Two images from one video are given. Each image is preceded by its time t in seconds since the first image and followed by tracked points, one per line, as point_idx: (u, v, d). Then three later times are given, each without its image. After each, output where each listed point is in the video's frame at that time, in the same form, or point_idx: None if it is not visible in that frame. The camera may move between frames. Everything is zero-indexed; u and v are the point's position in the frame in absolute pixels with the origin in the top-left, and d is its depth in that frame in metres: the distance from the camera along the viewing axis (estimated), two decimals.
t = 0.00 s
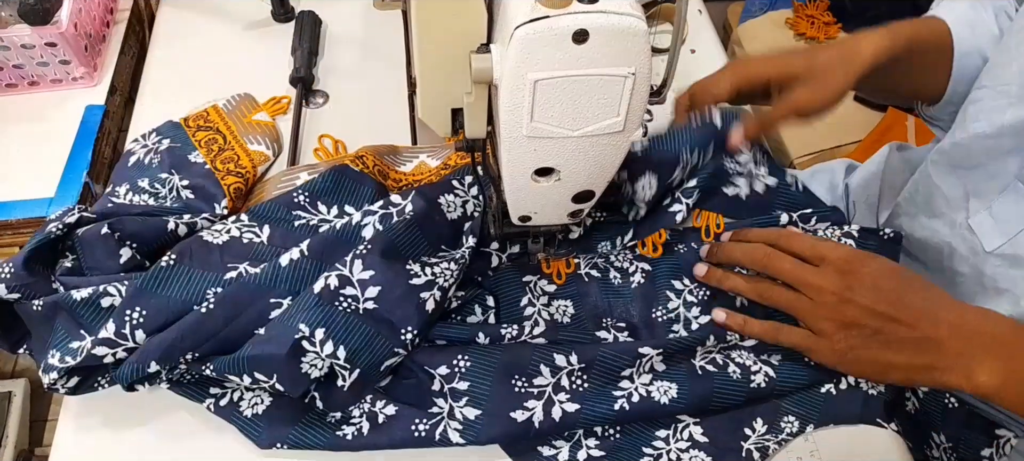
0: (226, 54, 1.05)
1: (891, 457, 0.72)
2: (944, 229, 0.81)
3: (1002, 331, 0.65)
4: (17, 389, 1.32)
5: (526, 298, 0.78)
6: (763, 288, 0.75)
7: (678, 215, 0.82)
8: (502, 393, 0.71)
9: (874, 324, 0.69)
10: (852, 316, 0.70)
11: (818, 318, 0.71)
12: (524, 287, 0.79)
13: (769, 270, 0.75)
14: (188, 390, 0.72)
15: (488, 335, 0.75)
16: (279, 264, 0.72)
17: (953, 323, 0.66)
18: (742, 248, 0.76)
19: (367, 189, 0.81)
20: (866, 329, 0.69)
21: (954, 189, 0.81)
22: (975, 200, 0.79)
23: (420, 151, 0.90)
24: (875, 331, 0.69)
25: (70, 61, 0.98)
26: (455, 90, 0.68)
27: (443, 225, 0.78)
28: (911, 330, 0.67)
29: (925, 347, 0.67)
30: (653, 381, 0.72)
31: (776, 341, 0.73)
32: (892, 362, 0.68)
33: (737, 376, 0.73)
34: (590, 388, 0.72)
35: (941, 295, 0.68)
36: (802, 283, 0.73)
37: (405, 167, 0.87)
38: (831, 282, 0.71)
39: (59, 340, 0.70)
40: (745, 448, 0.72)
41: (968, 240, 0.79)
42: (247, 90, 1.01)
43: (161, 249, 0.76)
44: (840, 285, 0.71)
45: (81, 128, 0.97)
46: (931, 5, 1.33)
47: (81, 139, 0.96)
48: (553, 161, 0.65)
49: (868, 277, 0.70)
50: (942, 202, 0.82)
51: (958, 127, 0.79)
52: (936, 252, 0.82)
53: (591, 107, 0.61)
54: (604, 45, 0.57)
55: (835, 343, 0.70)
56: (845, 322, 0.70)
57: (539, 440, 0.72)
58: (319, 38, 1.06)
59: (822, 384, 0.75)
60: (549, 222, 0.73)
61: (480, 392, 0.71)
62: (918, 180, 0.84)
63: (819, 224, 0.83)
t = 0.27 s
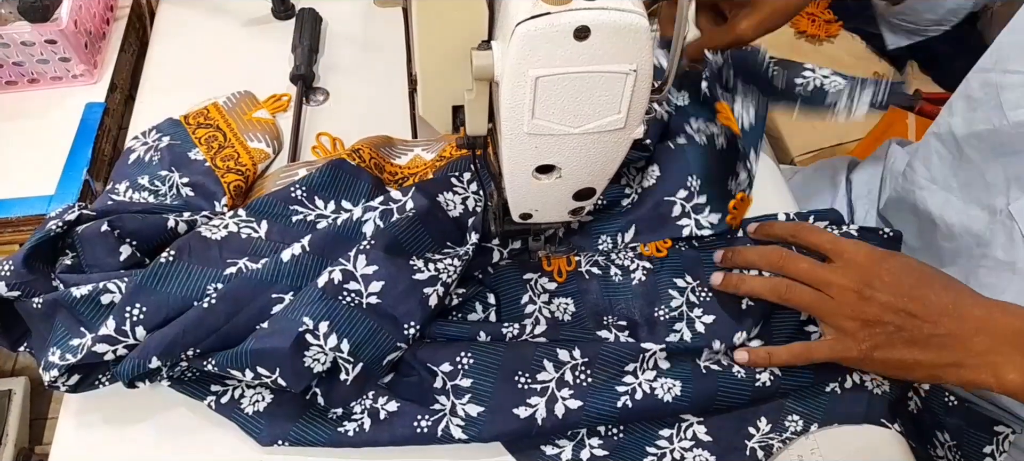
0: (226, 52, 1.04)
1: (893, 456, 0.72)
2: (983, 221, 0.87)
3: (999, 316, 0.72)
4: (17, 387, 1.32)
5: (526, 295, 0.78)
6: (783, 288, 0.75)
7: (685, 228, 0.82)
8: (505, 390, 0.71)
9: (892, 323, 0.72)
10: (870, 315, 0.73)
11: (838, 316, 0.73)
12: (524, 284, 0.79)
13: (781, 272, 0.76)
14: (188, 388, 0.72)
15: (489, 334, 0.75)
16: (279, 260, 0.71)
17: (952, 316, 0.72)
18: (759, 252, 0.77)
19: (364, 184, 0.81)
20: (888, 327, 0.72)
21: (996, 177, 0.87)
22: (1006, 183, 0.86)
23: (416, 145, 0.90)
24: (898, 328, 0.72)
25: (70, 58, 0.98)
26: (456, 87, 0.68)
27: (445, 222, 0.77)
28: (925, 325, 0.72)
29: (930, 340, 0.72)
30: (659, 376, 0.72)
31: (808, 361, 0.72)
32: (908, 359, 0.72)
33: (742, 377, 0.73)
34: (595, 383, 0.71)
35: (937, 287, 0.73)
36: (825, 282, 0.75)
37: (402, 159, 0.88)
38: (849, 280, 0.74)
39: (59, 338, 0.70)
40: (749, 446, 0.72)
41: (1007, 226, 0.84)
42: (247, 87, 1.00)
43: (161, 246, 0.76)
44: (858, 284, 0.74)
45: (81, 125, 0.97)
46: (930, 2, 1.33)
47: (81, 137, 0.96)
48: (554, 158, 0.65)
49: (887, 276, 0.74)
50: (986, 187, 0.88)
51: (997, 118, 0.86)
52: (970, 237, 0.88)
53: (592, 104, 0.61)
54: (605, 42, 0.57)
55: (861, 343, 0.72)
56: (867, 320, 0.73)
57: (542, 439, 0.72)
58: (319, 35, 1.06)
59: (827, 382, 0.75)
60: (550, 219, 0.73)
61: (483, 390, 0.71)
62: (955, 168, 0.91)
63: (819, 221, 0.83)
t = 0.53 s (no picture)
0: (226, 52, 1.05)
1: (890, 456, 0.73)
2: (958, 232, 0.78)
3: (943, 328, 0.61)
4: (18, 388, 1.32)
5: (526, 295, 0.78)
6: (691, 284, 0.67)
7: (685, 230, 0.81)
8: (503, 389, 0.71)
9: (822, 322, 0.62)
10: (781, 314, 0.62)
11: (747, 314, 0.64)
12: (523, 284, 0.78)
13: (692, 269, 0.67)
14: (189, 388, 0.72)
15: (489, 334, 0.74)
16: (279, 260, 0.71)
17: (899, 327, 0.61)
18: (669, 247, 0.69)
19: (364, 185, 0.80)
20: (795, 323, 0.62)
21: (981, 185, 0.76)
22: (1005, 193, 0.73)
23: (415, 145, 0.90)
24: (807, 328, 0.62)
25: (70, 59, 0.98)
26: (454, 87, 0.68)
27: (445, 223, 0.77)
28: (832, 328, 0.62)
29: (857, 344, 0.62)
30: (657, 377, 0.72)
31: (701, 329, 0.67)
32: (828, 363, 0.63)
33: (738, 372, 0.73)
34: (592, 385, 0.71)
35: (881, 292, 0.63)
36: (737, 277, 0.64)
37: (401, 159, 0.88)
38: (765, 275, 0.63)
39: (59, 338, 0.70)
40: (749, 445, 0.72)
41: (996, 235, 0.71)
42: (246, 88, 1.00)
43: (161, 246, 0.76)
44: (779, 277, 0.63)
45: (81, 126, 0.97)
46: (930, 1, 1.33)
47: (81, 138, 0.96)
48: (553, 158, 0.65)
49: (801, 268, 0.63)
50: (973, 194, 0.76)
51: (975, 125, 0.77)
52: (987, 252, 0.72)
53: (590, 103, 0.61)
54: (603, 41, 0.57)
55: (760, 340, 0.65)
56: (772, 317, 0.63)
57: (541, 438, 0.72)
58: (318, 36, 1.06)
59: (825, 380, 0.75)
60: (550, 219, 0.73)
61: (483, 390, 0.71)
62: (941, 176, 0.79)
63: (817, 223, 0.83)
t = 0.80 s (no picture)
0: (225, 57, 1.05)
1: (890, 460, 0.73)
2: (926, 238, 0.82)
3: (893, 355, 0.68)
4: (17, 392, 1.32)
5: (525, 298, 0.77)
6: (657, 313, 0.73)
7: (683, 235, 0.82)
8: (500, 398, 0.71)
9: (778, 352, 0.69)
10: (740, 346, 0.69)
11: (710, 345, 0.70)
12: (522, 287, 0.78)
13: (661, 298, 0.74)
14: (188, 392, 0.72)
15: (487, 339, 0.74)
16: (279, 264, 0.72)
17: (851, 354, 0.68)
18: (639, 277, 0.75)
19: (363, 188, 0.80)
20: (758, 356, 0.69)
21: (949, 199, 0.80)
22: (968, 206, 0.79)
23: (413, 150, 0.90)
24: (769, 359, 0.69)
25: (70, 64, 0.98)
26: (454, 92, 0.69)
27: (445, 227, 0.78)
28: (790, 358, 0.68)
29: (819, 378, 0.68)
30: (651, 390, 0.72)
31: (672, 372, 0.71)
32: (790, 394, 0.69)
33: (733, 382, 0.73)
34: (587, 398, 0.72)
35: (837, 324, 0.69)
36: (700, 312, 0.71)
37: (400, 163, 0.88)
38: (725, 310, 0.71)
39: (59, 342, 0.71)
40: (745, 452, 0.72)
41: (962, 245, 0.75)
42: (246, 93, 1.01)
43: (161, 250, 0.76)
44: (737, 311, 0.70)
45: (81, 130, 0.97)
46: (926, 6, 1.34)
47: (80, 142, 0.96)
48: (551, 162, 0.65)
49: (762, 306, 0.70)
50: (941, 207, 0.81)
51: (941, 139, 0.80)
52: (954, 263, 0.75)
53: (588, 107, 0.61)
54: (601, 46, 0.58)
55: (727, 372, 0.70)
56: (735, 349, 0.70)
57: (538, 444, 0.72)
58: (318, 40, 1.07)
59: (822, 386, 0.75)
60: (549, 223, 0.74)
61: (480, 398, 0.71)
62: (911, 189, 0.83)
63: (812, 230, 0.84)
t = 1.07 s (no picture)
0: (225, 59, 1.05)
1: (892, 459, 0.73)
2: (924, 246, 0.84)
3: (905, 357, 0.69)
4: (17, 393, 1.32)
5: (525, 301, 0.78)
6: (674, 299, 0.73)
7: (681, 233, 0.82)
8: (501, 399, 0.71)
9: (793, 346, 0.69)
10: (756, 336, 0.70)
11: (723, 335, 0.71)
12: (523, 289, 0.78)
13: (680, 284, 0.75)
14: (188, 394, 0.72)
15: (487, 341, 0.74)
16: (279, 266, 0.72)
17: (865, 354, 0.69)
18: (664, 261, 0.76)
19: (363, 190, 0.81)
20: (771, 349, 0.70)
21: (943, 208, 0.83)
22: (961, 217, 0.82)
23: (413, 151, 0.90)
24: (781, 351, 0.69)
25: (70, 65, 0.98)
26: (454, 94, 0.69)
27: (445, 229, 0.78)
28: (804, 352, 0.69)
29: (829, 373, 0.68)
30: (652, 393, 0.72)
31: (682, 361, 0.71)
32: (801, 389, 0.69)
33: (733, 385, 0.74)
34: (587, 400, 0.72)
35: (851, 322, 0.71)
36: (720, 300, 0.72)
37: (400, 165, 0.88)
38: (742, 299, 0.72)
39: (59, 344, 0.71)
40: (746, 454, 0.72)
41: (955, 255, 0.81)
42: (247, 94, 1.01)
43: (161, 252, 0.76)
44: (752, 303, 0.71)
45: (82, 132, 0.98)
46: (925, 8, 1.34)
47: (81, 144, 0.97)
48: (552, 164, 0.65)
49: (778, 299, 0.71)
50: (936, 217, 0.84)
51: (935, 150, 0.84)
52: (945, 272, 0.81)
53: (590, 110, 0.61)
54: (602, 49, 0.58)
55: (741, 363, 0.69)
56: (749, 340, 0.70)
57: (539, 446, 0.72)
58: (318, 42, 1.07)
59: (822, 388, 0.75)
60: (549, 224, 0.74)
61: (480, 400, 0.71)
62: (910, 197, 0.87)
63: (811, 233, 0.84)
